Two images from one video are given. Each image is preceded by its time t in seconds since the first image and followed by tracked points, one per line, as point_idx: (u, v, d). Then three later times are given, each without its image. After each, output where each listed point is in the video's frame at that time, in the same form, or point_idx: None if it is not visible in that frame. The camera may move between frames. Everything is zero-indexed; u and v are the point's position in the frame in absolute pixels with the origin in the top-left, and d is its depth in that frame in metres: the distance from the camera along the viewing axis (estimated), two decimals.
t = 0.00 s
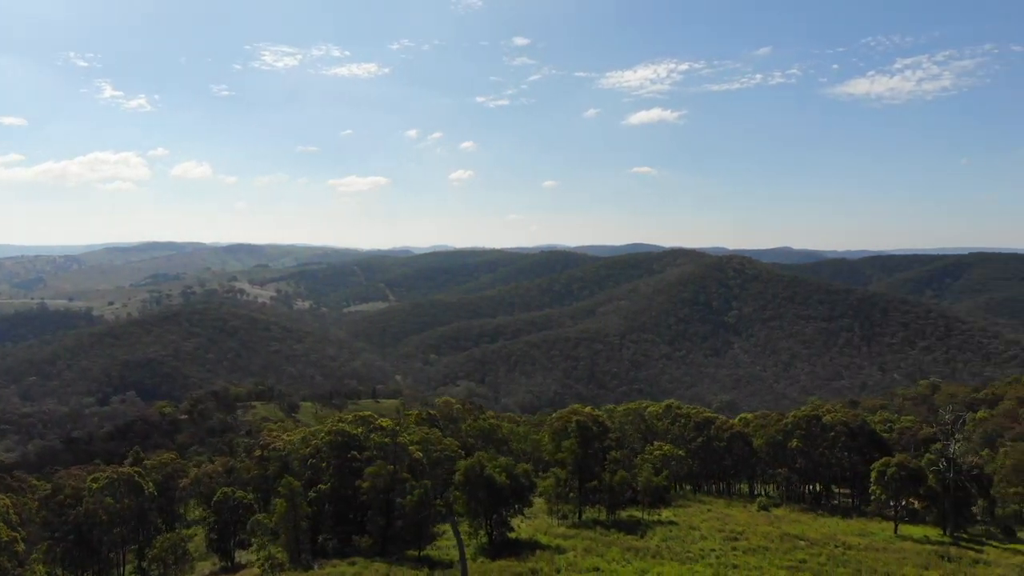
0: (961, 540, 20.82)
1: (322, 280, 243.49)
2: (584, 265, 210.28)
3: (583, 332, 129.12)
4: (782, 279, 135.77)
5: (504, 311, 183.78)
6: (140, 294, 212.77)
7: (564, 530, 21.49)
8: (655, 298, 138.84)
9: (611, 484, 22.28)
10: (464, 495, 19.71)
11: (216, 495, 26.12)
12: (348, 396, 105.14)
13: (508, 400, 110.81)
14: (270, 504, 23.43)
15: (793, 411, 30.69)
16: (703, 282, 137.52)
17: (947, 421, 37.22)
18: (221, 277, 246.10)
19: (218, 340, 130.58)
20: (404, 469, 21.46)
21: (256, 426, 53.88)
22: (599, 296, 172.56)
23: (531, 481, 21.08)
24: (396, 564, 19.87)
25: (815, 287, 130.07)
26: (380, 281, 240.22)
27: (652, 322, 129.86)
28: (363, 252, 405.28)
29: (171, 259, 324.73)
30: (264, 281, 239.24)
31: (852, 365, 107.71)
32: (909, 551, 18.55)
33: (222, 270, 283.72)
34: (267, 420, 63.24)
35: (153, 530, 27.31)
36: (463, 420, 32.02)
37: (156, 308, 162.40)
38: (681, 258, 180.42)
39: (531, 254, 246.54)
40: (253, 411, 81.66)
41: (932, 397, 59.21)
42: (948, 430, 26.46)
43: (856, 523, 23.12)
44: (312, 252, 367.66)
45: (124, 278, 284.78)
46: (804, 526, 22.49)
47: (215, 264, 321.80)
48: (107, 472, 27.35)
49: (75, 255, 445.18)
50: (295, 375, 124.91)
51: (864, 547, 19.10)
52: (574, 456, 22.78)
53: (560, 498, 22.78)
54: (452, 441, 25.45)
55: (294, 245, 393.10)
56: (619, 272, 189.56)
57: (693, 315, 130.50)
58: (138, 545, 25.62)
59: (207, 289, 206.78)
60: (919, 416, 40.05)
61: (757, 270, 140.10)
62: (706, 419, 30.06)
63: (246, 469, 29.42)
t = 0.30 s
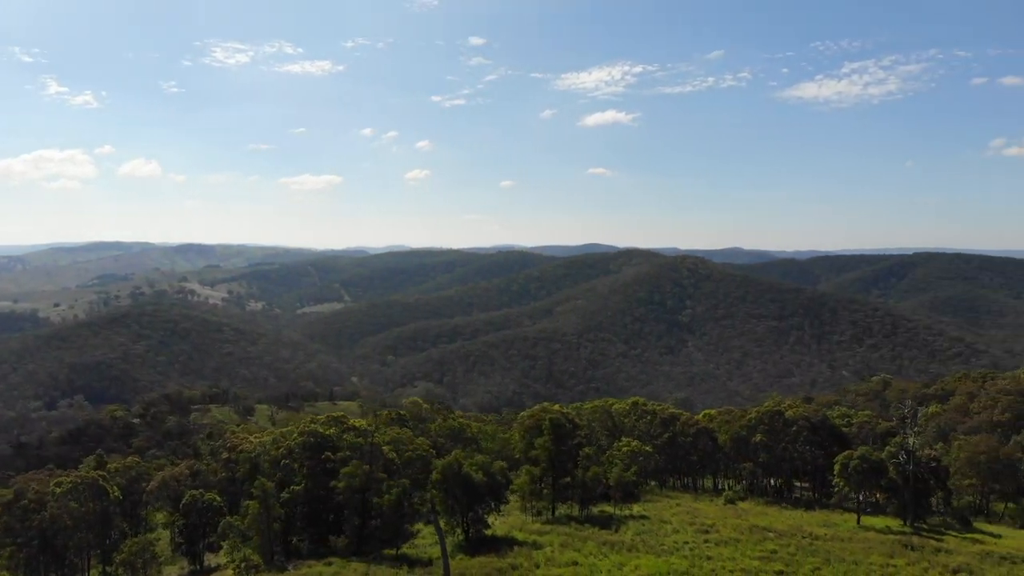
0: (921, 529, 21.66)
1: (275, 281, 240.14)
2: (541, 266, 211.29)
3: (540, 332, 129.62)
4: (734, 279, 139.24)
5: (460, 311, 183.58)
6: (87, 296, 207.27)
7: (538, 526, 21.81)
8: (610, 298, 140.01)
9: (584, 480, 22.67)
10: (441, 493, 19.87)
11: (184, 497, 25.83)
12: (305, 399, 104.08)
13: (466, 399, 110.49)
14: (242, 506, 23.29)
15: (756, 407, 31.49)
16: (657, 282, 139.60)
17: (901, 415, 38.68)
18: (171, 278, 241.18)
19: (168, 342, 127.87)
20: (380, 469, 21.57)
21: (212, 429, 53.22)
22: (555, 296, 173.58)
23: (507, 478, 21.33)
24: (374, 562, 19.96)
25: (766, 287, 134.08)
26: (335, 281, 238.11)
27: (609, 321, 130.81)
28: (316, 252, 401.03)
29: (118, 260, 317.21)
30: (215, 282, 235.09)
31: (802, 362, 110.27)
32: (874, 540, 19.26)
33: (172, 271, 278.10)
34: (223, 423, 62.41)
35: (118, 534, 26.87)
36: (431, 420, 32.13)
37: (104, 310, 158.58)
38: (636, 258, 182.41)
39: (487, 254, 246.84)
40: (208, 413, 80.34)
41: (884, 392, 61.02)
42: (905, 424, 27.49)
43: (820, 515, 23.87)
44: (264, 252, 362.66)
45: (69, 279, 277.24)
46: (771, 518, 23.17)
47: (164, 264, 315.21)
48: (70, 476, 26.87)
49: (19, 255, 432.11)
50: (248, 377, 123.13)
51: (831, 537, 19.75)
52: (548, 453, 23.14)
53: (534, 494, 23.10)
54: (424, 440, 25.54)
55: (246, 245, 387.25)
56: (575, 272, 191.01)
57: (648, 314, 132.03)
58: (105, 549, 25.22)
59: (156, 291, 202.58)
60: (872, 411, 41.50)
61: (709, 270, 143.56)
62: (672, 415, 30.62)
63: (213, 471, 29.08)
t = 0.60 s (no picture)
0: (883, 520, 22.42)
1: (227, 282, 236.01)
2: (498, 266, 211.73)
3: (498, 332, 129.83)
4: (689, 279, 141.48)
5: (417, 312, 182.85)
6: (30, 297, 200.92)
7: (513, 523, 22.09)
8: (568, 298, 140.83)
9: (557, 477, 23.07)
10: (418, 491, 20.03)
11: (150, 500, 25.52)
12: (260, 401, 102.64)
13: (425, 400, 110.10)
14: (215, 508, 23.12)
15: (720, 403, 32.23)
16: (614, 283, 140.84)
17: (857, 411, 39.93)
18: (118, 279, 235.25)
19: (117, 344, 124.75)
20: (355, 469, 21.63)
21: (167, 434, 52.12)
22: (512, 297, 174.06)
23: (482, 476, 21.55)
24: (351, 562, 20.00)
25: (720, 286, 136.57)
26: (289, 282, 235.06)
27: (567, 321, 131.59)
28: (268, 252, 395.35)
29: (62, 261, 308.25)
30: (165, 282, 230.11)
31: (754, 361, 112.52)
32: (839, 532, 19.90)
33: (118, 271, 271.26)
34: (176, 428, 61.15)
35: (81, 540, 26.39)
36: (400, 420, 32.18)
37: (49, 311, 153.86)
38: (592, 259, 183.78)
39: (443, 254, 246.16)
40: (161, 416, 78.81)
41: (836, 390, 62.71)
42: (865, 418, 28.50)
43: (785, 508, 24.56)
44: (215, 253, 356.19)
45: (9, 280, 268.39)
46: (738, 511, 23.78)
47: (110, 265, 307.38)
48: (31, 480, 26.36)
49: None
50: (201, 380, 120.88)
51: (798, 529, 20.35)
52: (521, 451, 23.42)
53: (509, 492, 23.38)
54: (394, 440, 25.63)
55: (196, 245, 379.63)
56: (532, 273, 191.77)
57: (605, 314, 133.13)
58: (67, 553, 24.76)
59: (104, 292, 197.47)
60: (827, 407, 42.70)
61: (662, 270, 145.85)
62: (639, 412, 31.13)
63: (178, 474, 28.70)
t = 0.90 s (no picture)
0: (845, 512, 23.21)
1: (177, 283, 231.27)
2: (455, 266, 211.45)
3: (456, 333, 129.71)
4: (644, 279, 143.31)
5: (373, 313, 181.68)
6: None
7: (488, 520, 22.32)
8: (525, 298, 141.35)
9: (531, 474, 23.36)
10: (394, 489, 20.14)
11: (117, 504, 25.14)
12: (215, 405, 101.02)
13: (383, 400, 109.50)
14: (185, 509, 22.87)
15: (684, 400, 32.84)
16: (571, 283, 141.84)
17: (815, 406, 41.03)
18: (63, 280, 228.76)
19: (64, 347, 121.35)
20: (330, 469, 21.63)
21: (120, 439, 50.97)
22: (469, 297, 174.15)
23: (458, 475, 21.76)
24: (329, 562, 20.03)
25: (675, 287, 138.66)
26: (241, 283, 231.38)
27: (525, 321, 132.09)
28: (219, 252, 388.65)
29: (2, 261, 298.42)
30: (112, 283, 224.56)
31: (707, 359, 114.40)
32: (804, 523, 20.59)
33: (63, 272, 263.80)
34: (129, 433, 59.83)
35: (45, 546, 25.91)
36: (369, 421, 32.14)
37: None
38: (549, 260, 184.72)
39: (399, 254, 244.93)
40: (113, 419, 76.97)
41: (790, 386, 64.21)
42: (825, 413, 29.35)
43: (751, 501, 25.23)
44: (164, 253, 348.81)
45: None
46: (705, 506, 24.37)
47: (53, 265, 298.74)
48: None
49: None
50: (151, 383, 118.28)
51: (765, 522, 20.98)
52: (494, 450, 23.66)
53: (482, 490, 23.60)
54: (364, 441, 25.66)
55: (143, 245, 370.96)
56: (489, 274, 192.04)
57: (562, 314, 133.92)
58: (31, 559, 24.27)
59: (48, 293, 191.80)
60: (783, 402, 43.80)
61: (618, 270, 147.39)
62: (605, 410, 31.59)
63: (143, 478, 28.32)
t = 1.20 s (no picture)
0: (808, 504, 23.94)
1: (126, 284, 226.08)
2: (411, 266, 210.73)
3: (414, 334, 129.25)
4: (600, 279, 144.70)
5: (329, 313, 180.02)
6: None
7: (462, 519, 22.51)
8: (483, 298, 141.50)
9: (503, 472, 23.63)
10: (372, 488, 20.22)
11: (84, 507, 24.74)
12: (167, 408, 99.15)
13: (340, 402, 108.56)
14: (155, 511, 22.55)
15: (650, 398, 33.40)
16: (528, 284, 142.46)
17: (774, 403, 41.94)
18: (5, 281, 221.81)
19: (9, 350, 117.70)
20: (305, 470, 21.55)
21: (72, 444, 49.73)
22: (426, 297, 173.76)
23: (433, 474, 21.93)
24: (306, 564, 19.99)
25: (631, 287, 140.30)
26: (192, 283, 227.15)
27: (483, 321, 132.23)
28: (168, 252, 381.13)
29: None
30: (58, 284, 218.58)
31: (662, 358, 115.92)
32: (770, 516, 21.21)
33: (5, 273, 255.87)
34: (79, 438, 58.34)
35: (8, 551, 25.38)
36: (337, 422, 32.04)
37: None
38: (506, 260, 185.16)
39: (354, 255, 243.05)
40: (63, 424, 75.14)
41: (745, 383, 65.40)
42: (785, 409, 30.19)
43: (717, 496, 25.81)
44: (111, 254, 340.78)
45: None
46: (673, 500, 24.89)
47: None
48: None
49: None
50: (100, 387, 115.36)
51: (733, 515, 21.58)
52: (468, 449, 23.86)
53: (455, 489, 23.77)
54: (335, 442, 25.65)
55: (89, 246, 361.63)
56: (446, 274, 191.79)
57: (520, 314, 134.31)
58: None
59: None
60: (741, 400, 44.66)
61: (575, 271, 148.53)
62: (573, 408, 31.99)
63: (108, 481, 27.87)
